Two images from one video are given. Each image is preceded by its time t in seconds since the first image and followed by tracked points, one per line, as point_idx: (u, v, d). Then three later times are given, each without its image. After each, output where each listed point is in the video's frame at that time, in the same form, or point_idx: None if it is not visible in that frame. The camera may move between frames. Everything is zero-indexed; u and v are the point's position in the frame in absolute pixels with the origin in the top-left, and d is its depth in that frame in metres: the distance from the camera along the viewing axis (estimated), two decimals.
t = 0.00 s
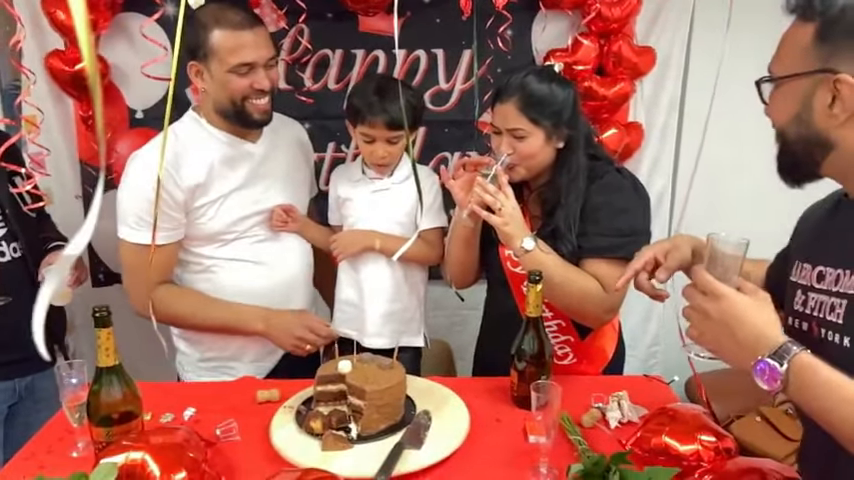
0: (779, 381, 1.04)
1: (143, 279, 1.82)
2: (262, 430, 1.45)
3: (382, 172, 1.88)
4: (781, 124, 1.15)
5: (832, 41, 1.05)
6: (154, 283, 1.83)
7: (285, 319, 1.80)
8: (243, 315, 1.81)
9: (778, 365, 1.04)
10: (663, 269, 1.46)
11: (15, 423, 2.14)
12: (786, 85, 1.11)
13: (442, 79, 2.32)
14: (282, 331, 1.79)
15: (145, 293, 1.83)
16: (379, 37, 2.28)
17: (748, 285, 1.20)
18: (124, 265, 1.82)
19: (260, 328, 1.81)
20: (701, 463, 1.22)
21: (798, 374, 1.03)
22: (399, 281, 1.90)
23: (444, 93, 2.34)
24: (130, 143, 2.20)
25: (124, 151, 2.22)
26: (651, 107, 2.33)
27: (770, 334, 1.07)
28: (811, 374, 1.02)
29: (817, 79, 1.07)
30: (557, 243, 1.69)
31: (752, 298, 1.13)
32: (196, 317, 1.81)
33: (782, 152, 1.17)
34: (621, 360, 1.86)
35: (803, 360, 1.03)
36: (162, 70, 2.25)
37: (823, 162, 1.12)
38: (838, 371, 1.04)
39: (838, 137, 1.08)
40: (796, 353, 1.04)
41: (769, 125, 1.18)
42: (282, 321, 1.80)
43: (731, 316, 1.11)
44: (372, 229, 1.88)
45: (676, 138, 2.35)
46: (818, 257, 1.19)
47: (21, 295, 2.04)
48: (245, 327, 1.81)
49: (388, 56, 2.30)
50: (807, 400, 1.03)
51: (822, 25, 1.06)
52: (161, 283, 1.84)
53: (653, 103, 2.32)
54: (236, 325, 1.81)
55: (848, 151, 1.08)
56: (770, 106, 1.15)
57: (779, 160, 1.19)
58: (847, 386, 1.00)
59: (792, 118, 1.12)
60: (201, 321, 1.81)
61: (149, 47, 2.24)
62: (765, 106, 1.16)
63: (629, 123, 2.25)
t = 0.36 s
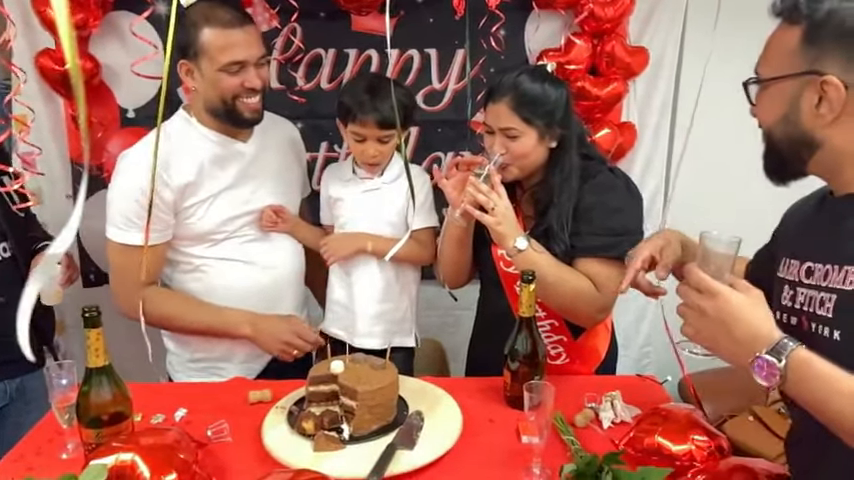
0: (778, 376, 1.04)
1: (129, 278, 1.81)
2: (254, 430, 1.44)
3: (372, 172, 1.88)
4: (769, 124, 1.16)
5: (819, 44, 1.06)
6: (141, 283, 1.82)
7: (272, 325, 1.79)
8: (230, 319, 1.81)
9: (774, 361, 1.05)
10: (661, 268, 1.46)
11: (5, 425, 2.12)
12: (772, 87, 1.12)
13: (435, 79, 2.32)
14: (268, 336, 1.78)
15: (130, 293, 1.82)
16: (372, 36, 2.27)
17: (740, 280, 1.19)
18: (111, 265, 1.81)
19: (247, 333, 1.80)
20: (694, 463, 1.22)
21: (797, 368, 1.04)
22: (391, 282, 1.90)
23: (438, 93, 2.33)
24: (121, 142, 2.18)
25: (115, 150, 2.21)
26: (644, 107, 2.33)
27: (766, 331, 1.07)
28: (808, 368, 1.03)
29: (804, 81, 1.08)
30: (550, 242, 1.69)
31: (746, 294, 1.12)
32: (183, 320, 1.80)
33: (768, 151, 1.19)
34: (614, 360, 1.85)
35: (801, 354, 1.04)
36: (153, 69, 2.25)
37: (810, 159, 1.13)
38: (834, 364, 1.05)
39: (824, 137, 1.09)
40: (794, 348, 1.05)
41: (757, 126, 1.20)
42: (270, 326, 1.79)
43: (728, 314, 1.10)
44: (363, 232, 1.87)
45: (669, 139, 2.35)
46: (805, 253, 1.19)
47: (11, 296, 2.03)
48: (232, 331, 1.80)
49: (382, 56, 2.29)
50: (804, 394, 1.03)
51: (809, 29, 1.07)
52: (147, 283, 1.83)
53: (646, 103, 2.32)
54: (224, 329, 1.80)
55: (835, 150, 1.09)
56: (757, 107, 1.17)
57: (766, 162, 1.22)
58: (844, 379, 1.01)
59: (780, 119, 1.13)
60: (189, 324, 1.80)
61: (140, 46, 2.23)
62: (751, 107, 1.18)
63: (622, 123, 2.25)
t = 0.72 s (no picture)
0: (776, 373, 1.04)
1: (117, 281, 1.79)
2: (247, 434, 1.43)
3: (365, 173, 1.87)
4: (758, 124, 1.16)
5: (807, 46, 1.06)
6: (131, 285, 1.80)
7: (261, 330, 1.81)
8: (219, 324, 1.80)
9: (774, 359, 1.04)
10: (663, 266, 1.47)
11: None
12: (758, 90, 1.13)
13: (430, 81, 2.31)
14: (257, 340, 1.80)
15: (118, 296, 1.80)
16: (366, 37, 2.26)
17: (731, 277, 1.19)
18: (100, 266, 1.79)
19: (237, 338, 1.80)
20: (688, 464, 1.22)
21: (796, 366, 1.03)
22: (385, 284, 1.89)
23: (432, 94, 2.32)
24: (114, 143, 2.18)
25: (107, 151, 2.20)
26: (638, 109, 2.33)
27: (762, 330, 1.07)
28: (809, 366, 1.02)
29: (790, 83, 1.08)
30: (545, 243, 1.68)
31: (741, 293, 1.12)
32: (173, 324, 1.79)
33: (757, 151, 1.20)
34: (608, 362, 1.85)
35: (800, 352, 1.03)
36: (146, 70, 2.23)
37: (798, 158, 1.13)
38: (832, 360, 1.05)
39: (812, 136, 1.09)
40: (792, 345, 1.04)
41: (746, 128, 1.20)
42: (259, 331, 1.81)
43: (727, 314, 1.09)
44: (356, 234, 1.87)
45: (664, 140, 2.35)
46: (796, 249, 1.18)
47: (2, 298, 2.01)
48: (221, 336, 1.80)
49: (376, 57, 2.28)
50: (804, 390, 1.03)
51: (795, 31, 1.08)
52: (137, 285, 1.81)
53: (641, 105, 2.32)
54: (213, 334, 1.80)
55: (823, 149, 1.09)
56: (746, 108, 1.18)
57: (754, 161, 1.22)
58: (845, 374, 1.01)
59: (768, 121, 1.13)
60: (178, 328, 1.80)
61: (132, 47, 2.22)
62: (740, 108, 1.19)
63: (616, 124, 2.25)
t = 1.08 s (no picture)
0: (776, 376, 1.04)
1: (108, 286, 1.78)
2: (240, 439, 1.42)
3: (360, 178, 1.86)
4: (746, 128, 1.17)
5: (793, 51, 1.07)
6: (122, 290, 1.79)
7: (251, 337, 1.81)
8: (210, 330, 1.80)
9: (774, 361, 1.05)
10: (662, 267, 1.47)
11: None
12: (746, 94, 1.13)
13: (425, 85, 2.31)
14: (247, 347, 1.80)
15: (108, 301, 1.79)
16: (362, 42, 2.26)
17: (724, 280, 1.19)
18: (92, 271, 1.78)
19: (227, 345, 1.80)
20: (684, 464, 1.22)
21: (795, 368, 1.03)
22: (380, 289, 1.88)
23: (428, 99, 2.32)
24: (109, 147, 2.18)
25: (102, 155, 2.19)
26: (633, 113, 2.33)
27: (755, 333, 1.07)
28: (808, 367, 1.03)
29: (776, 87, 1.09)
30: (540, 247, 1.68)
31: (735, 297, 1.11)
32: (164, 330, 1.79)
33: (745, 154, 1.20)
34: (604, 367, 1.84)
35: (799, 354, 1.04)
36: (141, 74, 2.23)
37: (785, 160, 1.13)
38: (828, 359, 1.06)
39: (798, 139, 1.09)
40: (791, 347, 1.04)
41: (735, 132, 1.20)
42: (249, 338, 1.81)
43: (723, 319, 1.09)
44: (351, 239, 1.86)
45: (659, 145, 2.35)
46: (787, 249, 1.18)
47: None
48: (212, 342, 1.80)
49: (372, 62, 2.28)
50: (803, 392, 1.04)
51: (781, 37, 1.08)
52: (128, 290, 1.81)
53: (636, 109, 2.32)
54: (204, 340, 1.80)
55: (810, 152, 1.09)
56: (733, 112, 1.18)
57: (742, 163, 1.22)
58: (844, 373, 1.01)
59: (756, 123, 1.14)
60: (170, 333, 1.79)
61: (126, 50, 2.21)
62: (728, 112, 1.19)
63: (611, 129, 2.24)
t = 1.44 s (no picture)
0: (776, 381, 1.04)
1: (102, 291, 1.77)
2: (235, 446, 1.41)
3: (357, 183, 1.86)
4: (736, 133, 1.16)
5: (781, 56, 1.07)
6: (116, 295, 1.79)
7: (244, 344, 1.79)
8: (203, 337, 1.79)
9: (774, 366, 1.04)
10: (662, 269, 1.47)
11: None
12: (736, 98, 1.13)
13: (422, 91, 2.31)
14: (240, 354, 1.78)
15: (102, 306, 1.78)
16: (359, 48, 2.26)
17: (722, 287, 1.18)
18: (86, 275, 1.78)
19: (221, 351, 1.79)
20: (682, 469, 1.22)
21: (795, 372, 1.03)
22: (377, 294, 1.88)
23: (425, 104, 2.32)
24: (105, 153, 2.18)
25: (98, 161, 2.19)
26: (631, 119, 2.32)
27: (751, 339, 1.06)
28: (808, 371, 1.02)
29: (766, 91, 1.09)
30: (537, 253, 1.67)
31: (732, 303, 1.11)
32: (157, 336, 1.78)
33: (737, 159, 1.19)
34: (601, 373, 1.84)
35: (798, 358, 1.03)
36: (137, 79, 2.23)
37: (775, 164, 1.12)
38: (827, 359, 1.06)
39: (787, 142, 1.09)
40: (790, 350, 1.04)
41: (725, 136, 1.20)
42: (242, 345, 1.79)
43: (719, 325, 1.09)
44: (348, 245, 1.86)
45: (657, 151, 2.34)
46: (781, 251, 1.17)
47: None
48: (205, 349, 1.78)
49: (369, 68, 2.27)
50: (804, 394, 1.03)
51: (769, 43, 1.08)
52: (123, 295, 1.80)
53: (634, 115, 2.32)
54: (197, 346, 1.79)
55: (800, 155, 1.09)
56: (724, 117, 1.17)
57: (732, 166, 1.21)
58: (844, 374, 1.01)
59: (746, 127, 1.13)
60: (163, 339, 1.78)
61: (123, 56, 2.21)
62: (719, 118, 1.19)
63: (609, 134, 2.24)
